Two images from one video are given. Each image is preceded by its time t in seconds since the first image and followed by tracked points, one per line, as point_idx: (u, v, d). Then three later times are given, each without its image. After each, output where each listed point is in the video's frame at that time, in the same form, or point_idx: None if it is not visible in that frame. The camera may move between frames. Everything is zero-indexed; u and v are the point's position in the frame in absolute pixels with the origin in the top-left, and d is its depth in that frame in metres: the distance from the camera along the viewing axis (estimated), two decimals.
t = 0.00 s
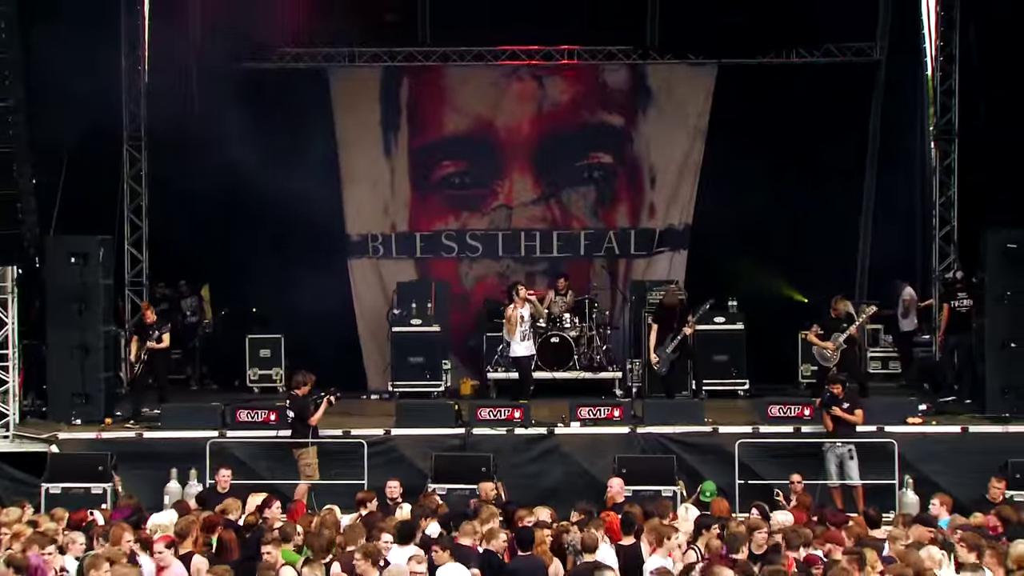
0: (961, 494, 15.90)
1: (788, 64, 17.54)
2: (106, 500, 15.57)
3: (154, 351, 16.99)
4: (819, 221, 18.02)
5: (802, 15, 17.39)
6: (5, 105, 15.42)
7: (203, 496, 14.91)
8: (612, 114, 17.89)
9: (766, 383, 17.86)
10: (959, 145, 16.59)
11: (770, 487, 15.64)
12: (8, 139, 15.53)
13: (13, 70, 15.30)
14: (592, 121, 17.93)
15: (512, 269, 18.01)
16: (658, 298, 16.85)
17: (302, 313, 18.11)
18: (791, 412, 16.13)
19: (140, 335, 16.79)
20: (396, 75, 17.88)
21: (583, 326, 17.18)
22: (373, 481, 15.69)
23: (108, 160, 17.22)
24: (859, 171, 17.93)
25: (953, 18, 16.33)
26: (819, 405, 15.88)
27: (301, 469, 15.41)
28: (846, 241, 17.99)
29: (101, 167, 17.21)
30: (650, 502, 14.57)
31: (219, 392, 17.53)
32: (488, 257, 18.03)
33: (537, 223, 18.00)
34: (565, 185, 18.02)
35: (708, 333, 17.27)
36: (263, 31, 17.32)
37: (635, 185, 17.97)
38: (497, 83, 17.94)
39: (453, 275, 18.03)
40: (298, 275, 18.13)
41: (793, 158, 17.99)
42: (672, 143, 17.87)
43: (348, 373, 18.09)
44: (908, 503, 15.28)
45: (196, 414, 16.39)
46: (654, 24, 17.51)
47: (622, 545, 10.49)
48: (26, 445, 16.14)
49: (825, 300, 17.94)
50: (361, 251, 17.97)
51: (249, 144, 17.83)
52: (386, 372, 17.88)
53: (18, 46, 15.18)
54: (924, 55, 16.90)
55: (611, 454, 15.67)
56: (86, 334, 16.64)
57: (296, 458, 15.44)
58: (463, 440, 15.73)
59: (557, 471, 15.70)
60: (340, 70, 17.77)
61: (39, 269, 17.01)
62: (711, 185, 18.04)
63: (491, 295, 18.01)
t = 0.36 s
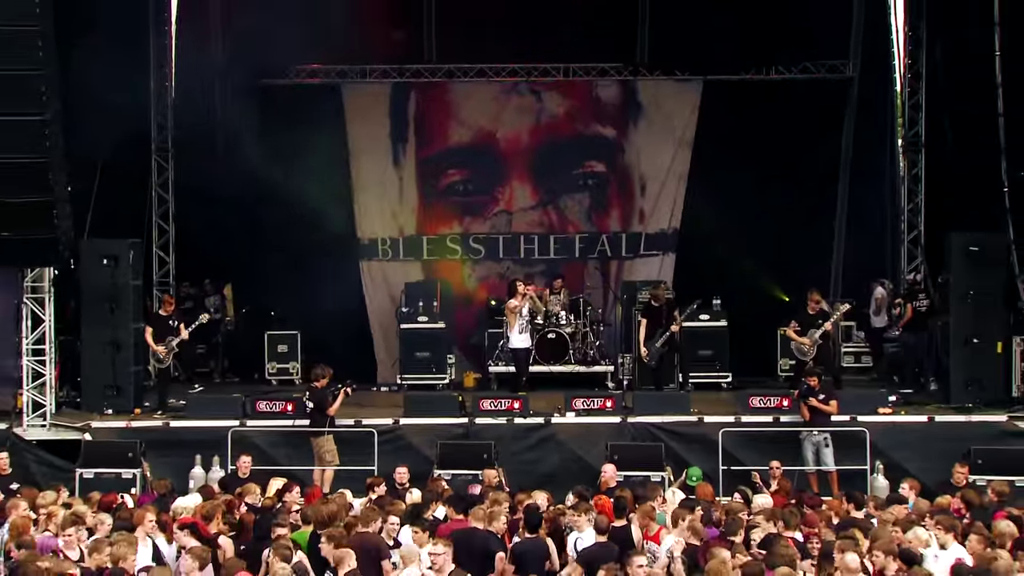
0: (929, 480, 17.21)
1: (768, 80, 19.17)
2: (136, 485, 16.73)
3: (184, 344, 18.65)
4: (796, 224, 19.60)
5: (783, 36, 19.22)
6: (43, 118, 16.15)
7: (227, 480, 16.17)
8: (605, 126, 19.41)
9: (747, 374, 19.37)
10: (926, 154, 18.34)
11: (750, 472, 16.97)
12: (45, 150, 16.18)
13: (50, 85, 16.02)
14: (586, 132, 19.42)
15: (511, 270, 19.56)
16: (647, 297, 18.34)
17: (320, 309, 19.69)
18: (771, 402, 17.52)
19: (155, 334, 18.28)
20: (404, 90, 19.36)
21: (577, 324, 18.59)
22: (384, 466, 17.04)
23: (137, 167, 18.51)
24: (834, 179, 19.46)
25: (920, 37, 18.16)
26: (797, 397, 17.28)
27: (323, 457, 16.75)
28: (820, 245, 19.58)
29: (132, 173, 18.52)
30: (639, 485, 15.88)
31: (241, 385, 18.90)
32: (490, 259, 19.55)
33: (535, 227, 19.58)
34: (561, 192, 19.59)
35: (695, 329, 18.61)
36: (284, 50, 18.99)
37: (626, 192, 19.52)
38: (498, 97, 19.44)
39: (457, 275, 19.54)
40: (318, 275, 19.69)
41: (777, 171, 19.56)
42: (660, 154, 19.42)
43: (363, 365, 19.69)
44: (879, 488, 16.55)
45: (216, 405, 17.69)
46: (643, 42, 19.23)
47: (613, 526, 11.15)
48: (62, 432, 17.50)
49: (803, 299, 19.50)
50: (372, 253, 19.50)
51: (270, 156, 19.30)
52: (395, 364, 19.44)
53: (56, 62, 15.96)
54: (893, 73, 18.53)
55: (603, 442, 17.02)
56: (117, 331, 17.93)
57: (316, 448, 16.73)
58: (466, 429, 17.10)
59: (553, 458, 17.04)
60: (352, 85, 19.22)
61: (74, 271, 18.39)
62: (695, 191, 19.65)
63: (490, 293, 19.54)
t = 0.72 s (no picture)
0: (904, 463, 18.18)
1: (752, 85, 20.41)
2: (152, 468, 17.51)
3: (195, 336, 19.52)
4: (778, 220, 20.74)
5: (776, 41, 20.35)
6: (63, 122, 16.72)
7: (239, 463, 16.99)
8: (597, 129, 20.93)
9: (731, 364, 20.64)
10: (901, 156, 19.41)
11: (734, 456, 17.96)
12: (66, 152, 16.78)
13: (71, 91, 16.63)
14: (580, 135, 20.94)
15: (507, 265, 20.94)
16: (639, 290, 19.44)
17: (328, 301, 20.95)
18: (754, 389, 18.62)
19: (170, 325, 19.24)
20: (407, 95, 20.95)
21: (572, 316, 19.72)
22: (389, 449, 18.04)
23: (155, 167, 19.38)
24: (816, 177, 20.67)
25: (894, 45, 19.33)
26: (779, 384, 18.27)
27: (334, 441, 17.67)
28: (802, 242, 20.73)
29: (147, 172, 19.33)
30: (631, 469, 16.79)
31: (252, 374, 19.95)
32: (487, 254, 20.94)
33: (531, 224, 20.98)
34: (555, 191, 21.00)
35: (683, 321, 19.64)
36: (299, 58, 20.39)
37: (617, 191, 20.99)
38: (497, 102, 20.97)
39: (456, 270, 20.95)
40: (327, 269, 20.97)
41: (761, 172, 20.73)
42: (650, 156, 20.89)
43: (369, 354, 20.95)
44: (855, 471, 17.47)
45: (229, 392, 18.61)
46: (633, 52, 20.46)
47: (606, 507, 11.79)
48: (83, 419, 18.34)
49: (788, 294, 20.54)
50: (377, 249, 21.01)
51: (288, 158, 20.67)
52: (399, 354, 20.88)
53: (76, 70, 16.57)
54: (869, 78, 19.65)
55: (595, 428, 18.02)
56: (135, 322, 18.81)
57: (328, 433, 17.67)
58: (465, 415, 18.13)
59: (548, 442, 18.04)
60: (359, 90, 20.80)
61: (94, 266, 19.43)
62: (683, 189, 20.81)
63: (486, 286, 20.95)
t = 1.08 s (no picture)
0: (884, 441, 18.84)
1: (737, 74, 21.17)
2: (157, 445, 17.99)
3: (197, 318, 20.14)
4: (763, 205, 21.56)
5: (761, 34, 21.02)
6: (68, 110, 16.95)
7: (241, 441, 17.54)
8: (588, 116, 21.65)
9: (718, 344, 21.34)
10: (882, 143, 20.20)
11: (721, 434, 18.57)
12: (71, 139, 16.99)
13: (76, 80, 16.85)
14: (570, 122, 21.66)
15: (500, 249, 21.66)
16: (627, 273, 20.15)
17: (327, 284, 21.70)
18: (740, 369, 19.18)
19: (174, 307, 19.90)
20: (404, 84, 21.63)
21: (563, 298, 20.47)
22: (387, 427, 18.68)
23: (159, 153, 19.98)
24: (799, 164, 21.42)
25: (875, 36, 20.02)
26: (764, 364, 18.88)
27: (335, 420, 18.25)
28: (786, 227, 21.53)
29: (151, 159, 19.87)
30: (621, 446, 17.35)
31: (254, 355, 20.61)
32: (481, 239, 21.64)
33: (523, 209, 21.70)
34: (546, 177, 21.73)
35: (671, 303, 20.30)
36: (298, 49, 21.12)
37: (606, 176, 21.71)
38: (490, 91, 21.67)
39: (451, 255, 21.63)
40: (325, 254, 21.68)
41: (747, 158, 21.56)
42: (640, 143, 21.62)
43: (367, 335, 21.69)
44: (837, 448, 18.06)
45: (231, 372, 19.16)
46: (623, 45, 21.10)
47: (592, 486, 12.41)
48: (90, 397, 18.85)
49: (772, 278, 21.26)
50: (374, 234, 21.68)
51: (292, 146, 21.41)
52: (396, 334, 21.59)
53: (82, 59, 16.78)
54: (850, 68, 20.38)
55: (586, 407, 18.65)
56: (140, 304, 19.35)
57: (330, 412, 18.33)
58: (460, 395, 18.77)
59: (540, 421, 18.69)
60: (357, 79, 21.47)
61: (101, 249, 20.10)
62: (670, 176, 21.64)
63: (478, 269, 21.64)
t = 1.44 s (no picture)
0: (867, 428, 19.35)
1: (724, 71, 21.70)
2: (158, 433, 18.43)
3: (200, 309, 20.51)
4: (750, 199, 22.06)
5: (746, 32, 21.63)
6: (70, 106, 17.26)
7: (240, 429, 17.97)
8: (578, 112, 22.14)
9: (707, 335, 21.94)
10: (866, 139, 20.58)
11: (708, 422, 19.06)
12: (72, 135, 17.31)
13: (77, 77, 17.16)
14: (561, 118, 22.17)
15: (493, 243, 22.18)
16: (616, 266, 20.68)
17: (324, 276, 22.24)
18: (728, 360, 19.60)
19: (173, 297, 20.21)
20: (399, 81, 22.09)
21: (554, 291, 20.99)
22: (384, 415, 19.17)
23: (160, 149, 20.47)
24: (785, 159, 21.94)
25: (859, 35, 20.50)
26: (750, 355, 19.35)
27: (331, 409, 18.84)
28: (771, 221, 22.04)
29: (151, 154, 20.35)
30: (611, 435, 17.81)
31: (254, 346, 21.14)
32: (474, 232, 22.17)
33: (515, 202, 22.23)
34: (537, 171, 22.24)
35: (663, 294, 20.61)
36: (297, 48, 21.64)
37: (597, 171, 22.21)
38: (483, 87, 22.15)
39: (446, 247, 22.19)
40: (323, 246, 22.23)
41: (735, 154, 22.06)
42: (629, 138, 22.10)
43: (364, 326, 22.24)
44: (821, 436, 18.49)
45: (229, 362, 19.56)
46: (613, 40, 21.78)
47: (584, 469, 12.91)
48: (92, 386, 19.30)
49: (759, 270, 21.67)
50: (370, 227, 22.20)
51: (290, 141, 21.98)
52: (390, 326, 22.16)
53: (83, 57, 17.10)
54: (836, 64, 20.81)
55: (576, 396, 19.15)
56: (141, 296, 19.83)
57: (329, 400, 18.87)
58: (454, 384, 19.28)
59: (532, 410, 19.17)
60: (353, 76, 21.92)
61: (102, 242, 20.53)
62: (659, 171, 22.14)
63: (473, 262, 22.17)
